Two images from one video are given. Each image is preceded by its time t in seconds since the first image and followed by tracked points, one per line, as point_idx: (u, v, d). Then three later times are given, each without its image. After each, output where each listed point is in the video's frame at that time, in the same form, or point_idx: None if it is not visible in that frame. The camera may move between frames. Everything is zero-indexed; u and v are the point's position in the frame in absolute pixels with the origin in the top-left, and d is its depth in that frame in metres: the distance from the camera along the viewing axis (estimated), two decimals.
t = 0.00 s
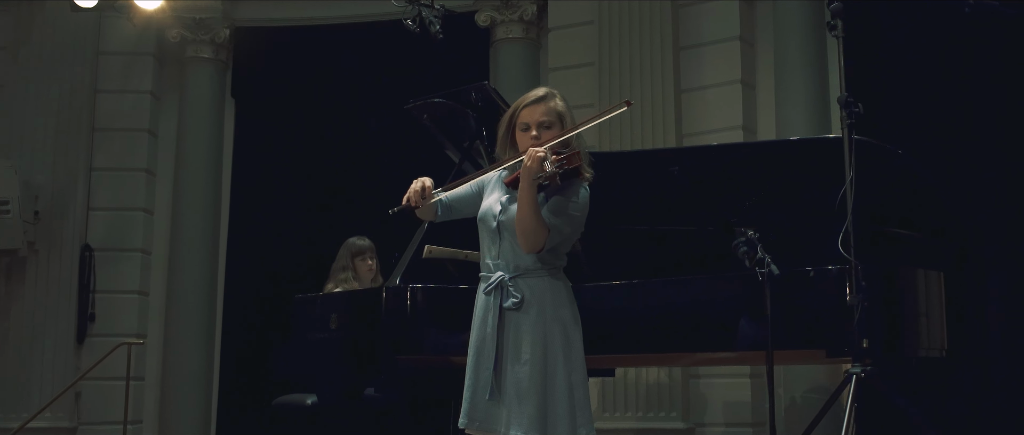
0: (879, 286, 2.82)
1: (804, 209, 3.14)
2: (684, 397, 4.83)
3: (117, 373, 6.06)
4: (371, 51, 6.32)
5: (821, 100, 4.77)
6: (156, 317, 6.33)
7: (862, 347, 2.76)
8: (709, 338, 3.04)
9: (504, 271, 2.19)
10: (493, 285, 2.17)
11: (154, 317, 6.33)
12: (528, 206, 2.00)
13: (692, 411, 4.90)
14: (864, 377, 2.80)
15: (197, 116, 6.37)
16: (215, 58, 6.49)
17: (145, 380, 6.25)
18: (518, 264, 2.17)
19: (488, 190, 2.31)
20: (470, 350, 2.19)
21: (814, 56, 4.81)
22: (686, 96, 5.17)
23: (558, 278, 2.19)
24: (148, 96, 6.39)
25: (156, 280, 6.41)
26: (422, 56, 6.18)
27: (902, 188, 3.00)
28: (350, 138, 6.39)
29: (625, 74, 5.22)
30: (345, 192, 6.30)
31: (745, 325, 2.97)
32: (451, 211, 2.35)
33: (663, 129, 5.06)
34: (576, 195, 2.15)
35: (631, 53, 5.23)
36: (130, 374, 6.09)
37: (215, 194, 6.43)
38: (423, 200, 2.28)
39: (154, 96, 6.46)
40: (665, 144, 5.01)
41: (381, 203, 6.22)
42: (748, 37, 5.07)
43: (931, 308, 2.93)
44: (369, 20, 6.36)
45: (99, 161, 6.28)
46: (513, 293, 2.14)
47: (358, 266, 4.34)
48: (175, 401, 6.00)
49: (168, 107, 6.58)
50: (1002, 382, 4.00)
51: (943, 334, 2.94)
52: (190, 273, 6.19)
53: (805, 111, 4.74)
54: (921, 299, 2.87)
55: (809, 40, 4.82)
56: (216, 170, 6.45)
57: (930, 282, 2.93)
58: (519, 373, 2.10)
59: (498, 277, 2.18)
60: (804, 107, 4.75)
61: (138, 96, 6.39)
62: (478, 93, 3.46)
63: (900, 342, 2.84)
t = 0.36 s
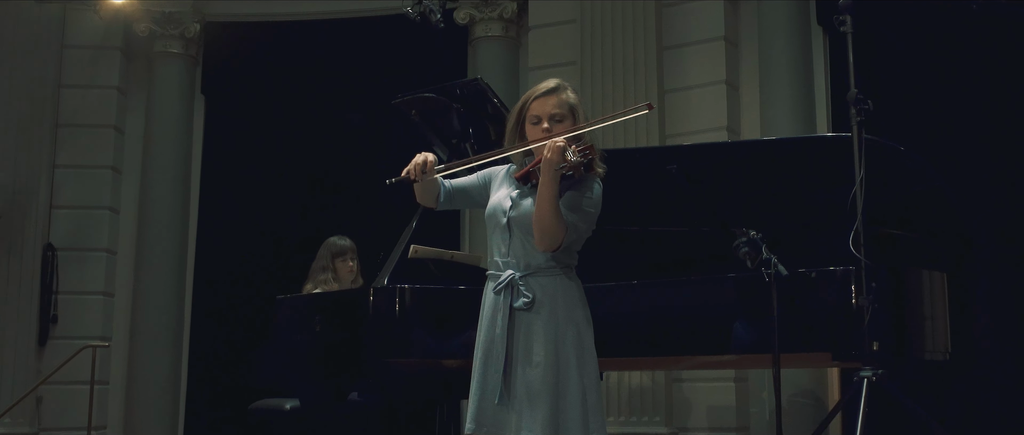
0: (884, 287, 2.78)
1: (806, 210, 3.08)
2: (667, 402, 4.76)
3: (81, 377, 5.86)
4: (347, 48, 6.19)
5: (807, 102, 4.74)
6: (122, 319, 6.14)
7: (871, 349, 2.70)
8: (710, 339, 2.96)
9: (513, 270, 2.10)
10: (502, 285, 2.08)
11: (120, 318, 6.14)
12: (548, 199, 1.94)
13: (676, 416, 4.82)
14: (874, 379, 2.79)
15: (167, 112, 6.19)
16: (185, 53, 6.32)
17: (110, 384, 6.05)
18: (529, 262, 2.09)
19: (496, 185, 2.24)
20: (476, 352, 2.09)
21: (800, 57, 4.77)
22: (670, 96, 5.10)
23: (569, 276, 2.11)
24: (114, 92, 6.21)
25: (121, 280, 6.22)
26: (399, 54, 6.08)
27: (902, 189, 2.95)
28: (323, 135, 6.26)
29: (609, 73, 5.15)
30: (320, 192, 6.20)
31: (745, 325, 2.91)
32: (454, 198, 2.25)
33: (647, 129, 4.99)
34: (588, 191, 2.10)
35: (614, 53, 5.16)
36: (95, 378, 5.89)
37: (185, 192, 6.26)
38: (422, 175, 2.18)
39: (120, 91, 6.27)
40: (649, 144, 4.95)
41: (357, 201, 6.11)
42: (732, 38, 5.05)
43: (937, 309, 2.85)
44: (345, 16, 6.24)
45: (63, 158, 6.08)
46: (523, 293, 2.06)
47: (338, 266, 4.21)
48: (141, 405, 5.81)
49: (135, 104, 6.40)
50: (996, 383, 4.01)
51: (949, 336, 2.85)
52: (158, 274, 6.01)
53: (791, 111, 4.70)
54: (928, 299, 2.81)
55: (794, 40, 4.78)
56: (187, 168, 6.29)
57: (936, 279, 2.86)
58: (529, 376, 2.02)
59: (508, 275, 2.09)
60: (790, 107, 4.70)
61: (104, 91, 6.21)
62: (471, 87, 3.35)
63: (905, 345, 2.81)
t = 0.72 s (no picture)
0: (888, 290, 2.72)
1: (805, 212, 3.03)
2: (649, 407, 4.71)
3: (43, 382, 5.67)
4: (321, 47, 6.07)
5: (791, 105, 4.71)
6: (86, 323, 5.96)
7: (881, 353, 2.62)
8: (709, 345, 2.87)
9: (522, 272, 2.02)
10: (511, 286, 2.00)
11: (84, 322, 5.96)
12: (566, 197, 1.86)
13: (659, 420, 4.76)
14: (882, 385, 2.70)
15: (134, 109, 6.01)
16: (154, 50, 6.15)
17: (73, 390, 5.86)
18: (539, 263, 2.01)
19: (501, 185, 2.17)
20: (484, 358, 2.00)
21: (783, 60, 4.74)
22: (652, 98, 5.05)
23: (580, 278, 2.03)
24: (79, 88, 6.03)
25: (84, 283, 6.03)
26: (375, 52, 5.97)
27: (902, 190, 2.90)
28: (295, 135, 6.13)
29: (591, 73, 5.07)
30: (290, 192, 6.06)
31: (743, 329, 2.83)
32: (457, 202, 2.17)
33: (629, 131, 4.93)
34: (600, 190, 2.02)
35: (596, 53, 5.10)
36: (58, 383, 5.70)
37: (152, 192, 6.09)
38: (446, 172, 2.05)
39: (85, 88, 6.09)
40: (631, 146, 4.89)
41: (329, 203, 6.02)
42: (715, 40, 5.02)
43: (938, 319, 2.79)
44: (319, 14, 6.12)
45: (25, 156, 5.89)
46: (533, 295, 1.97)
47: (318, 270, 4.12)
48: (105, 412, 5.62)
49: (101, 101, 6.22)
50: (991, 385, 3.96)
51: (949, 343, 2.79)
52: (124, 276, 5.83)
53: (775, 114, 4.66)
54: (929, 303, 2.77)
55: (778, 42, 4.75)
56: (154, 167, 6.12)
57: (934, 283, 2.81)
58: (540, 382, 1.93)
59: (517, 277, 2.01)
60: (774, 110, 4.67)
61: (68, 87, 6.03)
62: (462, 85, 3.24)
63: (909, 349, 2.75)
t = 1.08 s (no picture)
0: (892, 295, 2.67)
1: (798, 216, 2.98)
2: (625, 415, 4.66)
3: None
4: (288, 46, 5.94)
5: (769, 110, 4.69)
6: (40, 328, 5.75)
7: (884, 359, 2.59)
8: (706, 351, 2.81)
9: (531, 276, 1.93)
10: (518, 292, 1.92)
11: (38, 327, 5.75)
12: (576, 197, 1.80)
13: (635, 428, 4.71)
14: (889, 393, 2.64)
15: (93, 107, 5.81)
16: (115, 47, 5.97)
17: (25, 398, 5.64)
18: (549, 267, 1.93)
19: (504, 188, 2.10)
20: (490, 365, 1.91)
21: (761, 64, 4.73)
22: (629, 102, 5.01)
23: (588, 283, 1.95)
24: (36, 85, 5.83)
25: (39, 287, 5.83)
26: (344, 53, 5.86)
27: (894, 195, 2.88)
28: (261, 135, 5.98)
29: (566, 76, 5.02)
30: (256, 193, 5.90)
31: (733, 336, 2.76)
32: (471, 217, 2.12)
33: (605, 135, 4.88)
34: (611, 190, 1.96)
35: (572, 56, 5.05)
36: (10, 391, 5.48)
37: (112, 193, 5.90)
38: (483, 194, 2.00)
39: (42, 85, 5.90)
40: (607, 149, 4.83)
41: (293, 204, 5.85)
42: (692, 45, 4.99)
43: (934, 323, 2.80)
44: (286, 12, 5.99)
45: None
46: (542, 300, 1.90)
47: (292, 275, 4.01)
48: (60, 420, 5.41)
49: (59, 99, 6.02)
50: (979, 386, 3.92)
51: (946, 350, 2.78)
52: (81, 279, 5.63)
53: (753, 119, 4.64)
54: (927, 311, 2.75)
55: (756, 47, 4.73)
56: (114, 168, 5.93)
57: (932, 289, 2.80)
58: (550, 391, 1.85)
59: (525, 281, 1.92)
60: (752, 114, 4.65)
61: (24, 84, 5.83)
62: (449, 83, 3.13)
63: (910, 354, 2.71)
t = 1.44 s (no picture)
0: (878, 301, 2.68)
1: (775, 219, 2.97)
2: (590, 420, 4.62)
3: None
4: (244, 43, 5.81)
5: (734, 115, 4.70)
6: None
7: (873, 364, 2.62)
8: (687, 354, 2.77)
9: (524, 278, 1.87)
10: (511, 294, 1.85)
11: None
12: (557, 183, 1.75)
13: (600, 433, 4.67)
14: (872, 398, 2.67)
15: (38, 103, 5.62)
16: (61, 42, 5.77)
17: None
18: (544, 269, 1.87)
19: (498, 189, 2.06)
20: (481, 371, 1.84)
21: (726, 70, 4.74)
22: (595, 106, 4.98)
23: (582, 285, 1.90)
24: None
25: None
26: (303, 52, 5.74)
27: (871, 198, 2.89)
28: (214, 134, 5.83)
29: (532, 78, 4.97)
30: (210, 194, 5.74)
31: (714, 343, 2.73)
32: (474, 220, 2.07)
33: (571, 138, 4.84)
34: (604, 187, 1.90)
35: (537, 59, 5.01)
36: None
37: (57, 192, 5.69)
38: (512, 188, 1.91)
39: None
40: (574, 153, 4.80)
41: (272, 204, 5.65)
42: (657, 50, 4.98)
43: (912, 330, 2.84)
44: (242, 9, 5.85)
45: None
46: (535, 303, 1.83)
47: (252, 278, 3.91)
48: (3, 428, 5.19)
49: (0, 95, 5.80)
50: (972, 386, 3.92)
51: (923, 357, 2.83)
52: (25, 281, 5.43)
53: (719, 124, 4.64)
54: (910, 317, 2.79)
55: (721, 52, 4.74)
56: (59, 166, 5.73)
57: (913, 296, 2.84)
58: (546, 396, 1.78)
59: (518, 284, 1.86)
60: (718, 120, 4.65)
61: None
62: (423, 82, 3.01)
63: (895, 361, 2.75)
